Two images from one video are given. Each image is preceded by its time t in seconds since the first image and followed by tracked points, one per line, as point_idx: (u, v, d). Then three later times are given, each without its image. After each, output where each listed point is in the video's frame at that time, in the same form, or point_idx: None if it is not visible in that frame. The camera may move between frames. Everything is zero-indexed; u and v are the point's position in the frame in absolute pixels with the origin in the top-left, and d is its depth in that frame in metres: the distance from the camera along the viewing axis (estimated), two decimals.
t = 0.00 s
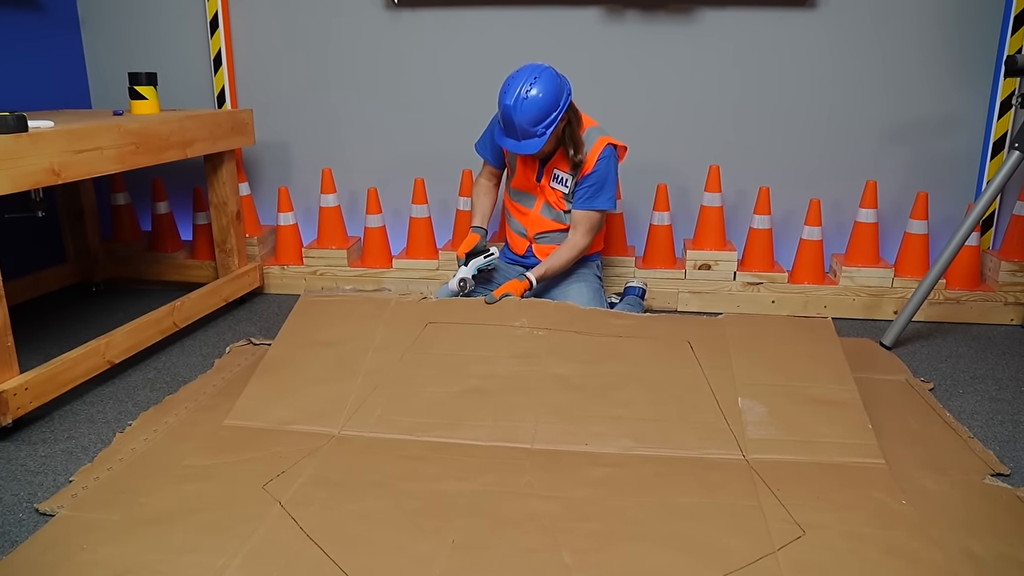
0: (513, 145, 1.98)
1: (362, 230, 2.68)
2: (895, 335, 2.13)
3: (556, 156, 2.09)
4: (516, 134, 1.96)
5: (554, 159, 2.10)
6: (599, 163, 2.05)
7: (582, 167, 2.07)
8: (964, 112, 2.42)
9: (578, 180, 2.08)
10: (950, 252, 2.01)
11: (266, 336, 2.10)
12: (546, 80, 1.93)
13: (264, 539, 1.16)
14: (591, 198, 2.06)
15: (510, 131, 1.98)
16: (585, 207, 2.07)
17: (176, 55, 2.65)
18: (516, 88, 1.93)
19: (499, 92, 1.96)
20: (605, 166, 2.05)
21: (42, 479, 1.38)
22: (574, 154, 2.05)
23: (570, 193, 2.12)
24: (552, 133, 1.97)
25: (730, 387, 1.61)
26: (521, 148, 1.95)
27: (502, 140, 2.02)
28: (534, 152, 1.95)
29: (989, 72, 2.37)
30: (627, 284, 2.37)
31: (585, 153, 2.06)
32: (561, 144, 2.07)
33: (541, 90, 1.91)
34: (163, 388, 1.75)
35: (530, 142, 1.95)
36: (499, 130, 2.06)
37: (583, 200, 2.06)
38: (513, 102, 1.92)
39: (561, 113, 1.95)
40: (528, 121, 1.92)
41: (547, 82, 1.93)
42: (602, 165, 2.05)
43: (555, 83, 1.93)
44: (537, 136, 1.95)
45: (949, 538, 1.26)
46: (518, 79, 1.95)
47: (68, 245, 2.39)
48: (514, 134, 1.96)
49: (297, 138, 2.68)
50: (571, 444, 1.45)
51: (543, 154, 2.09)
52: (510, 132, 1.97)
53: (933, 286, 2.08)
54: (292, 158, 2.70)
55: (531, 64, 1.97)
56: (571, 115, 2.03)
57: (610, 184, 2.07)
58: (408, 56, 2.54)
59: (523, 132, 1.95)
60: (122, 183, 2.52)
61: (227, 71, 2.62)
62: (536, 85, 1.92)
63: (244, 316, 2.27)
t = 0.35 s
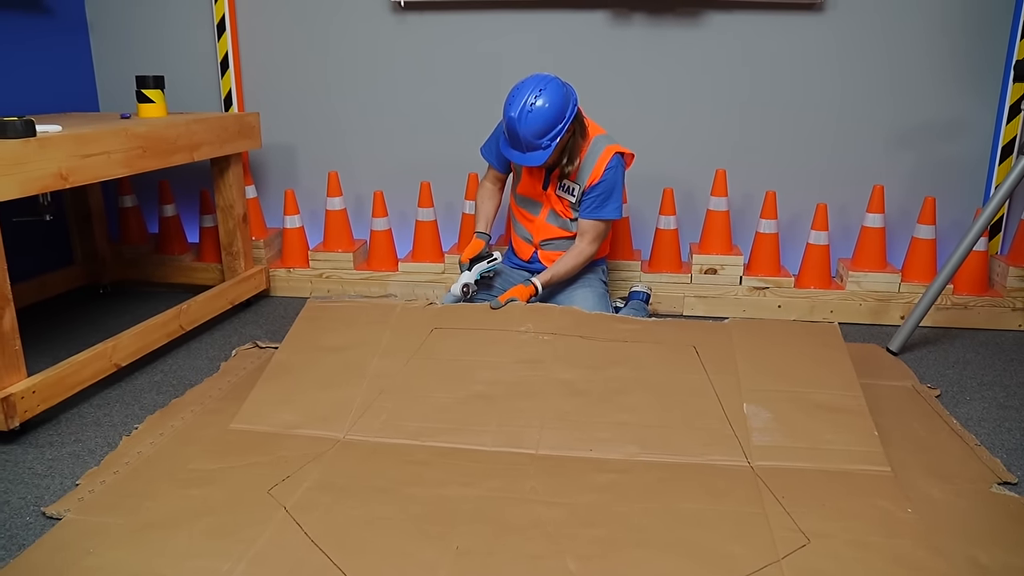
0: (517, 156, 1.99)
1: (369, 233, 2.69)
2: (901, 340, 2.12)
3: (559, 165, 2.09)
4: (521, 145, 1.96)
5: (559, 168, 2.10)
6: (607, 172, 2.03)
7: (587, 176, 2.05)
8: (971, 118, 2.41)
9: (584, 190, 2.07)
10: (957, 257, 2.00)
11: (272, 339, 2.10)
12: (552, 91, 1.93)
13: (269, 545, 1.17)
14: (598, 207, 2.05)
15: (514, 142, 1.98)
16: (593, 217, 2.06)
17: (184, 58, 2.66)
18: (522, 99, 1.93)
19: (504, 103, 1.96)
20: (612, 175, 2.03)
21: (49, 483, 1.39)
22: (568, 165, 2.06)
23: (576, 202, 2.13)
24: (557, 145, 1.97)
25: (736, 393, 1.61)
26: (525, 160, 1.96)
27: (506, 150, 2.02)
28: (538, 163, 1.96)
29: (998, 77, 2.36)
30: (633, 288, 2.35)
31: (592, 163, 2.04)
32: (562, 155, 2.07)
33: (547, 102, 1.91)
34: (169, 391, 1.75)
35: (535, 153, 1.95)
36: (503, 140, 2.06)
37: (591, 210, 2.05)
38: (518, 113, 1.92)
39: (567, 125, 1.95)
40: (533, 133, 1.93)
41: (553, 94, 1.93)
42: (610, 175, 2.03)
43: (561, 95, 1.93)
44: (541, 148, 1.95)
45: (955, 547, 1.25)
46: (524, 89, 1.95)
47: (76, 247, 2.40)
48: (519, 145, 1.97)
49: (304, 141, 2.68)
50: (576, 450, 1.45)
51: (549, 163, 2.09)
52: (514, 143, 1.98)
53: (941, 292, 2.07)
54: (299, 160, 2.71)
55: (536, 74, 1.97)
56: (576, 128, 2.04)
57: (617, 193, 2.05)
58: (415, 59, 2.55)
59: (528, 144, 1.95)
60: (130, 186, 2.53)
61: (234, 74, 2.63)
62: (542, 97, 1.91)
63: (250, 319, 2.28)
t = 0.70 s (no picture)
0: (533, 161, 2.01)
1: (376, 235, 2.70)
2: (907, 345, 2.12)
3: (574, 171, 2.13)
4: (536, 151, 1.99)
5: (572, 175, 2.13)
6: (620, 181, 2.05)
7: (602, 183, 2.07)
8: (977, 123, 2.40)
9: (597, 197, 2.09)
10: (964, 262, 2.00)
11: (280, 341, 2.12)
12: (570, 99, 1.95)
13: (276, 546, 1.18)
14: (610, 214, 2.07)
15: (531, 147, 2.00)
16: (604, 224, 2.08)
17: (193, 61, 2.68)
18: (541, 104, 1.96)
19: (523, 109, 1.99)
20: (626, 184, 2.05)
21: (59, 483, 1.40)
22: (589, 175, 2.08)
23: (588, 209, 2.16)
24: (573, 153, 1.98)
25: (740, 397, 1.61)
26: (539, 165, 1.98)
27: (521, 155, 2.05)
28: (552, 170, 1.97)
29: (1006, 81, 2.35)
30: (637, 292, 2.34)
31: (606, 170, 2.06)
32: (578, 162, 2.10)
33: (565, 110, 1.94)
34: (178, 392, 1.77)
35: (549, 160, 1.97)
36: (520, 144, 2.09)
37: (602, 217, 2.07)
38: (535, 119, 1.95)
39: (583, 134, 1.97)
40: (549, 140, 1.95)
41: (571, 102, 1.95)
42: (624, 183, 2.05)
43: (580, 103, 1.96)
44: (556, 156, 1.97)
45: (958, 553, 1.26)
46: (545, 93, 1.98)
47: (86, 249, 2.42)
48: (535, 151, 1.99)
49: (312, 143, 2.70)
50: (581, 453, 1.46)
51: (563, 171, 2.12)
52: (530, 149, 2.00)
53: (947, 296, 2.07)
54: (307, 162, 2.72)
55: (555, 81, 1.99)
56: (594, 138, 2.06)
57: (630, 202, 2.08)
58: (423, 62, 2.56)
59: (543, 150, 1.97)
60: (140, 188, 2.54)
61: (242, 76, 2.64)
62: (561, 105, 1.94)
63: (258, 320, 2.29)
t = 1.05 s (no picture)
0: (548, 165, 2.02)
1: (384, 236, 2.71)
2: (916, 347, 2.12)
3: (587, 175, 2.13)
4: (552, 155, 2.00)
5: (585, 178, 2.14)
6: (634, 185, 2.07)
7: (616, 187, 2.08)
8: (987, 125, 2.40)
9: (609, 201, 2.11)
10: (973, 265, 1.99)
11: (289, 342, 2.12)
12: (588, 105, 1.97)
13: (287, 546, 1.18)
14: (622, 218, 2.09)
15: (545, 151, 2.02)
16: (614, 227, 2.10)
17: (203, 63, 2.69)
18: (559, 109, 1.97)
19: (540, 113, 2.00)
20: (638, 189, 2.07)
21: (71, 482, 1.41)
22: (603, 180, 2.07)
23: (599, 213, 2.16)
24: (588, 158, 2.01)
25: (749, 399, 1.61)
26: (555, 169, 2.00)
27: (536, 159, 2.06)
28: (568, 175, 1.99)
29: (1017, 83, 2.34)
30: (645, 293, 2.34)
31: (620, 175, 2.08)
32: (593, 166, 2.10)
33: (582, 116, 1.96)
34: (187, 393, 1.77)
35: (565, 164, 1.99)
36: (534, 147, 2.10)
37: (614, 220, 2.09)
38: (553, 123, 1.97)
39: (599, 140, 1.99)
40: (566, 145, 1.96)
41: (588, 108, 1.97)
42: (636, 188, 2.07)
43: (597, 109, 1.98)
44: (572, 161, 1.99)
45: (967, 556, 1.26)
46: (563, 98, 1.99)
47: (96, 249, 2.42)
48: (550, 155, 2.01)
49: (321, 145, 2.71)
50: (589, 454, 1.46)
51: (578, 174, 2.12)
52: (546, 153, 2.02)
53: (957, 299, 2.06)
54: (316, 163, 2.73)
55: (574, 86, 2.01)
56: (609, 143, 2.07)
57: (641, 206, 2.10)
58: (432, 63, 2.57)
59: (559, 155, 1.99)
60: (149, 188, 2.55)
61: (252, 78, 2.65)
62: (578, 110, 1.96)
63: (267, 320, 2.30)
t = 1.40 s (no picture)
0: (557, 163, 2.00)
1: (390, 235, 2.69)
2: (929, 347, 2.08)
3: (596, 173, 2.10)
4: (560, 153, 1.98)
5: (593, 176, 2.11)
6: (643, 183, 2.04)
7: (624, 185, 2.05)
8: (1001, 121, 2.36)
9: (617, 199, 2.08)
10: (988, 264, 1.95)
11: (293, 341, 2.10)
12: (597, 102, 1.94)
13: (291, 548, 1.16)
14: (631, 217, 2.06)
15: (554, 149, 1.99)
16: (623, 225, 2.07)
17: (208, 59, 2.67)
18: (568, 106, 1.94)
19: (549, 109, 1.98)
20: (648, 187, 2.04)
21: (72, 483, 1.39)
22: (611, 178, 2.05)
23: (607, 211, 2.13)
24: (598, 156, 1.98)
25: (760, 400, 1.58)
26: (563, 167, 1.97)
27: (544, 156, 2.04)
28: (577, 173, 1.96)
29: None
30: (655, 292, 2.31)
31: (629, 173, 2.05)
32: (601, 163, 2.08)
33: (591, 113, 1.93)
34: (191, 392, 1.75)
35: (574, 162, 1.96)
36: (542, 144, 2.07)
37: (622, 219, 2.06)
38: (562, 121, 1.94)
39: (609, 137, 1.96)
40: (575, 142, 1.94)
41: (597, 105, 1.94)
42: (645, 186, 2.04)
43: (607, 106, 1.95)
44: (581, 158, 1.96)
45: (988, 560, 1.22)
46: (572, 95, 1.96)
47: (100, 246, 2.42)
48: (559, 153, 1.98)
49: (327, 142, 2.69)
50: (599, 455, 1.43)
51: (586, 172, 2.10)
52: (554, 151, 1.99)
53: (971, 298, 2.03)
54: (321, 161, 2.71)
55: (583, 82, 1.98)
56: (617, 140, 2.04)
57: (650, 205, 2.07)
58: (438, 59, 2.54)
59: (568, 153, 1.96)
60: (154, 186, 2.52)
61: (257, 75, 2.63)
62: (587, 107, 1.93)
63: (271, 319, 2.28)
